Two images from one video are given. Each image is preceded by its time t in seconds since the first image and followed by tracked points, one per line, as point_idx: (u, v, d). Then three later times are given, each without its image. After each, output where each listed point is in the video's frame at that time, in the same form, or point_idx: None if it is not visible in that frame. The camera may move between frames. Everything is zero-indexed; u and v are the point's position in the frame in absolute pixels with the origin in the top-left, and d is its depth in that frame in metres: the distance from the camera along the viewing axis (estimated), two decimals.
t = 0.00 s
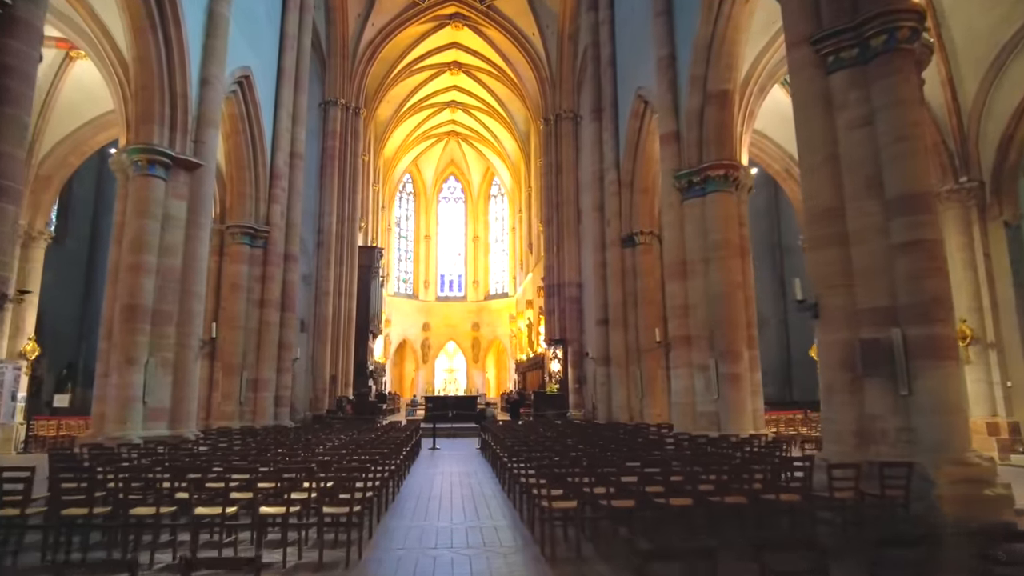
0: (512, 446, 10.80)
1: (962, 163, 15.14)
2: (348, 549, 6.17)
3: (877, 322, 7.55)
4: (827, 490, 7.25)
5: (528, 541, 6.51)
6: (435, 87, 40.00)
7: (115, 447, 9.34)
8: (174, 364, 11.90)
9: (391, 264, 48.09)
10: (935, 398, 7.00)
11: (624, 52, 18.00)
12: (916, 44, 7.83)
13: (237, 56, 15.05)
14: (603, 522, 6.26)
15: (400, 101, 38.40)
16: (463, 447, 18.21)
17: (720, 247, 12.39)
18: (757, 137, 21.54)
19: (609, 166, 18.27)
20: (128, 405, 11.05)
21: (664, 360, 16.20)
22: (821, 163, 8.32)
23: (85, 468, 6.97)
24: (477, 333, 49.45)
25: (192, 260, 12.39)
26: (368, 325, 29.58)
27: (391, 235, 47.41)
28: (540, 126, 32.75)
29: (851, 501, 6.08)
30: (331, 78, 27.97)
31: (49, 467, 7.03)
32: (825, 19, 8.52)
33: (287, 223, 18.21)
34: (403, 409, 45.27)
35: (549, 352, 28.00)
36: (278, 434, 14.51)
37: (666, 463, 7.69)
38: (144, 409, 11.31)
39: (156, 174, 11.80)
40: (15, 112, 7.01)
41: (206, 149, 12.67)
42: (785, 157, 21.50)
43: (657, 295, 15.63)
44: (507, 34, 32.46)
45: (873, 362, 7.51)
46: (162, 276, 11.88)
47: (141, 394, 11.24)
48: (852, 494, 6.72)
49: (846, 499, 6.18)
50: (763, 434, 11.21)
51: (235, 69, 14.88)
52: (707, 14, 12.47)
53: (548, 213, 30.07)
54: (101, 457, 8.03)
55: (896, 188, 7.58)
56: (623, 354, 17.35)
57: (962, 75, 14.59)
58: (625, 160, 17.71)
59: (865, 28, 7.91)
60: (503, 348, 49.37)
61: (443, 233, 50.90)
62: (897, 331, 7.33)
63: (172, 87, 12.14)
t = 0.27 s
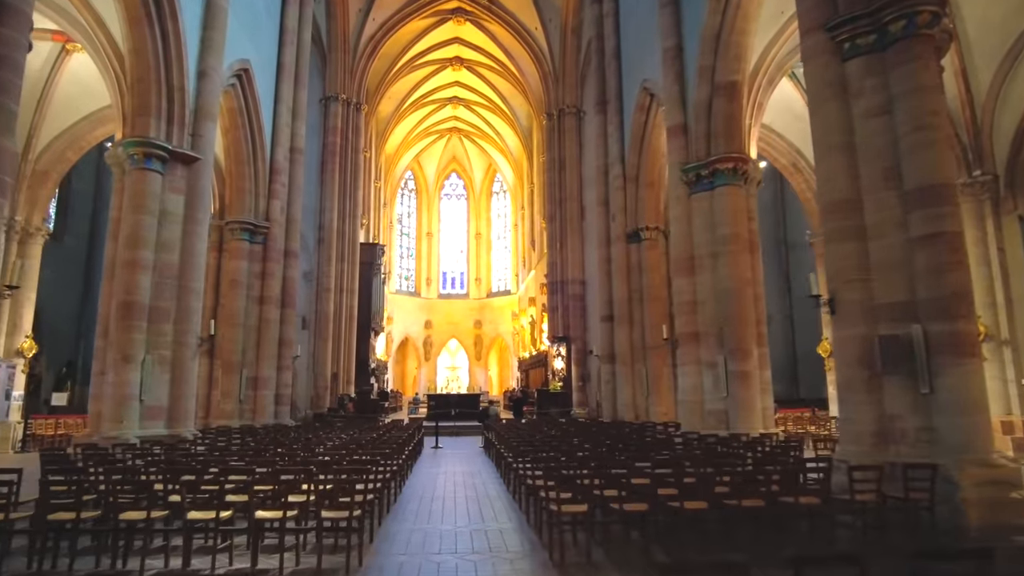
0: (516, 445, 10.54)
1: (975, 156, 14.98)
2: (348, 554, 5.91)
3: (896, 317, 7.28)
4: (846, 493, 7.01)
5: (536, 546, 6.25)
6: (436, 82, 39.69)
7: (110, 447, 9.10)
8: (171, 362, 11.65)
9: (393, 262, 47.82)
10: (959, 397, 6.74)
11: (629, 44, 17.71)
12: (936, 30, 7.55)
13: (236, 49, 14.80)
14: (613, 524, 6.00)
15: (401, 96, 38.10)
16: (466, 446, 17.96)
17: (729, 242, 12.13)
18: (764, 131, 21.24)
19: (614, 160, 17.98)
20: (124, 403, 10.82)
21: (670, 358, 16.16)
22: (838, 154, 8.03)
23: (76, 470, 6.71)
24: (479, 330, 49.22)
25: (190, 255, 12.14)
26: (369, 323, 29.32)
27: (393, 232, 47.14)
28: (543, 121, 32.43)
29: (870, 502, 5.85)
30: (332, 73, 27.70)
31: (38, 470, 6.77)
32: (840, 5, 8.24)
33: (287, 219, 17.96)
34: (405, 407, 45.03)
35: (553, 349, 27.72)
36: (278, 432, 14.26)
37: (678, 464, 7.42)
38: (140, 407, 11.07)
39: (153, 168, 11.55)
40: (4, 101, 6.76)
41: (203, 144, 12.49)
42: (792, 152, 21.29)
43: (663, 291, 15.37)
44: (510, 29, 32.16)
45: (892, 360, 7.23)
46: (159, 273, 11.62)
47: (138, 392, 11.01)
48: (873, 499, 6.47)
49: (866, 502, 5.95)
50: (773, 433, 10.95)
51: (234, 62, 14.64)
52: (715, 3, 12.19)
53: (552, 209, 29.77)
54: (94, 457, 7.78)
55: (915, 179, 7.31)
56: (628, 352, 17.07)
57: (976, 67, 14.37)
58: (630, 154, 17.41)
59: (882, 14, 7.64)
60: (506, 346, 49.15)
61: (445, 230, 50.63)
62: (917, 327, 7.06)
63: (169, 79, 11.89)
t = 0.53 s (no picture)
0: (523, 448, 10.21)
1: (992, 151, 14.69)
2: (349, 566, 5.56)
3: (923, 315, 6.95)
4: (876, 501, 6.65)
5: (547, 556, 5.90)
6: (439, 81, 39.40)
7: (104, 450, 8.79)
8: (168, 361, 11.35)
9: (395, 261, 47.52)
10: (992, 398, 6.41)
11: (635, 38, 17.39)
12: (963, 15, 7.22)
13: (236, 42, 14.50)
14: (630, 533, 5.65)
15: (403, 95, 37.80)
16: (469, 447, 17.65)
17: (740, 239, 11.82)
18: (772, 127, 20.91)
19: (621, 157, 17.64)
20: (119, 404, 10.52)
21: (677, 357, 15.80)
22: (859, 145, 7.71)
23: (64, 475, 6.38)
24: (482, 330, 48.90)
25: (188, 253, 11.85)
26: (371, 322, 29.01)
27: (395, 231, 46.85)
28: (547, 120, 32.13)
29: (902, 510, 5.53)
30: (334, 70, 27.40)
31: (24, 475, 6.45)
32: None
33: (287, 216, 17.67)
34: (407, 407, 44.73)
35: (556, 349, 27.39)
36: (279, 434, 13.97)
37: (695, 469, 7.07)
38: (136, 408, 10.77)
39: (150, 162, 11.25)
40: None
41: (202, 137, 12.14)
42: (801, 149, 20.95)
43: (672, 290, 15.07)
44: (513, 26, 31.85)
45: (919, 359, 6.91)
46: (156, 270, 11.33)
47: (133, 393, 10.72)
48: (903, 506, 6.14)
49: (897, 510, 5.62)
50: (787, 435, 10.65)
51: (233, 55, 14.35)
52: None
53: (556, 208, 29.46)
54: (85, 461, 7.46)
55: (942, 170, 6.98)
56: (635, 351, 16.74)
57: (992, 59, 14.19)
58: (637, 151, 17.08)
59: None
60: (508, 346, 48.86)
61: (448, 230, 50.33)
62: (947, 325, 6.73)
63: (166, 71, 11.59)
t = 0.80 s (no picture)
0: (526, 449, 9.92)
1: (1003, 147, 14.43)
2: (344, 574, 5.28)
3: (943, 311, 6.68)
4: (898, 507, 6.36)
5: (553, 564, 5.61)
6: (438, 79, 39.11)
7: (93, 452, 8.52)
8: (162, 359, 11.08)
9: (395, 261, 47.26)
10: (1017, 398, 6.15)
11: (639, 33, 17.11)
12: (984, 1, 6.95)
13: (232, 35, 14.21)
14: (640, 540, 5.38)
15: (403, 93, 37.52)
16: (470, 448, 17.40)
17: (748, 235, 11.55)
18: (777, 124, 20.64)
19: (624, 153, 17.37)
20: (111, 404, 10.26)
21: (681, 357, 15.92)
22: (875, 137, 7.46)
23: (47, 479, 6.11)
24: (482, 330, 48.63)
25: (182, 249, 11.58)
26: (370, 322, 28.75)
27: (395, 230, 46.58)
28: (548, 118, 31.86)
29: (927, 515, 5.26)
30: (333, 67, 27.12)
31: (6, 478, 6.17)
32: None
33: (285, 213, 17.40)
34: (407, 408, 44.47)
35: (558, 349, 27.12)
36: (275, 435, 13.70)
37: (705, 471, 6.79)
38: (129, 407, 10.50)
39: (143, 156, 10.97)
40: None
41: (197, 131, 11.86)
42: (806, 145, 20.68)
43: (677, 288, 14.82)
44: (514, 23, 31.57)
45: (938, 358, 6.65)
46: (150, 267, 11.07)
47: (126, 392, 10.45)
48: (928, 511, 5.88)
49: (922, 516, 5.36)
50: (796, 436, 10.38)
51: (229, 49, 14.07)
52: None
53: (557, 206, 29.18)
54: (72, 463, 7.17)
55: (964, 162, 6.71)
56: (638, 351, 16.47)
57: (1006, 54, 13.99)
58: (640, 147, 16.80)
59: None
60: (508, 346, 48.61)
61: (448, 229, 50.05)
62: (969, 322, 6.47)
63: (160, 63, 11.32)
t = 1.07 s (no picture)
0: (527, 450, 9.61)
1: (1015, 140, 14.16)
2: None
3: (964, 305, 6.39)
4: (925, 512, 6.07)
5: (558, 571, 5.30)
6: (438, 76, 38.84)
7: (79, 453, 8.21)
8: (153, 357, 10.78)
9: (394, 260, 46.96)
10: None
11: (641, 26, 16.82)
12: None
13: (226, 26, 13.91)
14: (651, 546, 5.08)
15: (402, 90, 37.23)
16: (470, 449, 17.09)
17: (755, 230, 11.26)
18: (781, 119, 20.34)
19: (626, 148, 17.06)
20: (100, 403, 9.96)
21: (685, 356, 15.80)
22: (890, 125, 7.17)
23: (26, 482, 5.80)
24: (482, 329, 48.32)
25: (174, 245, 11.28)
26: (369, 320, 28.44)
27: (394, 229, 46.27)
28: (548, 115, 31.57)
29: (955, 519, 4.97)
30: (331, 63, 26.81)
31: None
32: None
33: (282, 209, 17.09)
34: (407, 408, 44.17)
35: (558, 348, 26.82)
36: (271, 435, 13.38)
37: (717, 472, 6.48)
38: (118, 407, 10.21)
39: (133, 149, 10.67)
40: None
41: (189, 123, 11.57)
42: (811, 141, 20.38)
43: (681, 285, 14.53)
44: (513, 19, 31.27)
45: (960, 353, 6.36)
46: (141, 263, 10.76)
47: (115, 391, 10.16)
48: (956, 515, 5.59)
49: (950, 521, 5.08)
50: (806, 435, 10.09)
51: (223, 40, 13.77)
52: None
53: (558, 204, 28.88)
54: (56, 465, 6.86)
55: (985, 148, 6.42)
56: (641, 349, 16.17)
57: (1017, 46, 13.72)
58: (643, 142, 16.49)
59: None
60: (508, 345, 48.33)
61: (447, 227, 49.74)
62: (993, 316, 6.17)
63: (151, 54, 11.02)
